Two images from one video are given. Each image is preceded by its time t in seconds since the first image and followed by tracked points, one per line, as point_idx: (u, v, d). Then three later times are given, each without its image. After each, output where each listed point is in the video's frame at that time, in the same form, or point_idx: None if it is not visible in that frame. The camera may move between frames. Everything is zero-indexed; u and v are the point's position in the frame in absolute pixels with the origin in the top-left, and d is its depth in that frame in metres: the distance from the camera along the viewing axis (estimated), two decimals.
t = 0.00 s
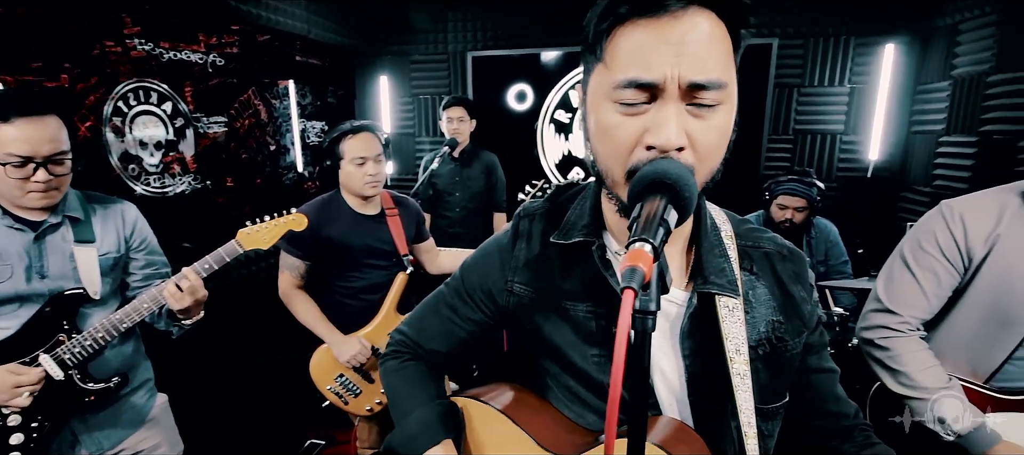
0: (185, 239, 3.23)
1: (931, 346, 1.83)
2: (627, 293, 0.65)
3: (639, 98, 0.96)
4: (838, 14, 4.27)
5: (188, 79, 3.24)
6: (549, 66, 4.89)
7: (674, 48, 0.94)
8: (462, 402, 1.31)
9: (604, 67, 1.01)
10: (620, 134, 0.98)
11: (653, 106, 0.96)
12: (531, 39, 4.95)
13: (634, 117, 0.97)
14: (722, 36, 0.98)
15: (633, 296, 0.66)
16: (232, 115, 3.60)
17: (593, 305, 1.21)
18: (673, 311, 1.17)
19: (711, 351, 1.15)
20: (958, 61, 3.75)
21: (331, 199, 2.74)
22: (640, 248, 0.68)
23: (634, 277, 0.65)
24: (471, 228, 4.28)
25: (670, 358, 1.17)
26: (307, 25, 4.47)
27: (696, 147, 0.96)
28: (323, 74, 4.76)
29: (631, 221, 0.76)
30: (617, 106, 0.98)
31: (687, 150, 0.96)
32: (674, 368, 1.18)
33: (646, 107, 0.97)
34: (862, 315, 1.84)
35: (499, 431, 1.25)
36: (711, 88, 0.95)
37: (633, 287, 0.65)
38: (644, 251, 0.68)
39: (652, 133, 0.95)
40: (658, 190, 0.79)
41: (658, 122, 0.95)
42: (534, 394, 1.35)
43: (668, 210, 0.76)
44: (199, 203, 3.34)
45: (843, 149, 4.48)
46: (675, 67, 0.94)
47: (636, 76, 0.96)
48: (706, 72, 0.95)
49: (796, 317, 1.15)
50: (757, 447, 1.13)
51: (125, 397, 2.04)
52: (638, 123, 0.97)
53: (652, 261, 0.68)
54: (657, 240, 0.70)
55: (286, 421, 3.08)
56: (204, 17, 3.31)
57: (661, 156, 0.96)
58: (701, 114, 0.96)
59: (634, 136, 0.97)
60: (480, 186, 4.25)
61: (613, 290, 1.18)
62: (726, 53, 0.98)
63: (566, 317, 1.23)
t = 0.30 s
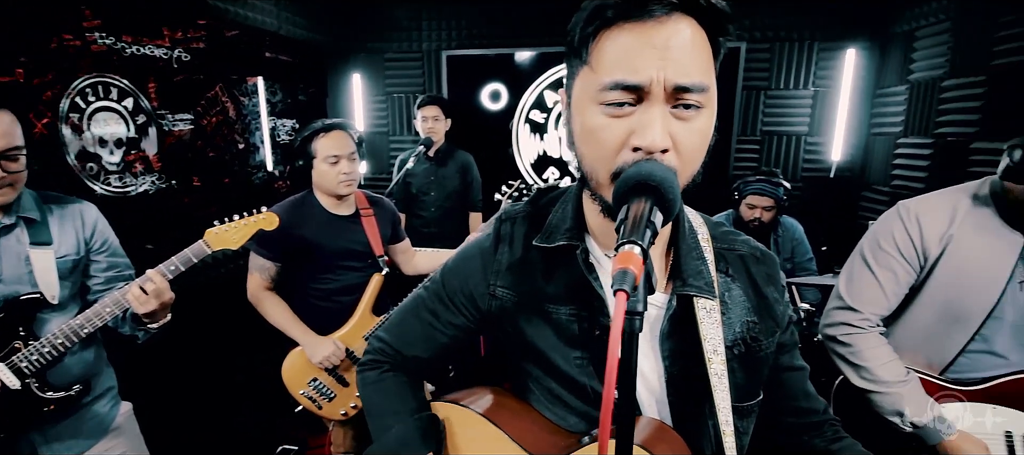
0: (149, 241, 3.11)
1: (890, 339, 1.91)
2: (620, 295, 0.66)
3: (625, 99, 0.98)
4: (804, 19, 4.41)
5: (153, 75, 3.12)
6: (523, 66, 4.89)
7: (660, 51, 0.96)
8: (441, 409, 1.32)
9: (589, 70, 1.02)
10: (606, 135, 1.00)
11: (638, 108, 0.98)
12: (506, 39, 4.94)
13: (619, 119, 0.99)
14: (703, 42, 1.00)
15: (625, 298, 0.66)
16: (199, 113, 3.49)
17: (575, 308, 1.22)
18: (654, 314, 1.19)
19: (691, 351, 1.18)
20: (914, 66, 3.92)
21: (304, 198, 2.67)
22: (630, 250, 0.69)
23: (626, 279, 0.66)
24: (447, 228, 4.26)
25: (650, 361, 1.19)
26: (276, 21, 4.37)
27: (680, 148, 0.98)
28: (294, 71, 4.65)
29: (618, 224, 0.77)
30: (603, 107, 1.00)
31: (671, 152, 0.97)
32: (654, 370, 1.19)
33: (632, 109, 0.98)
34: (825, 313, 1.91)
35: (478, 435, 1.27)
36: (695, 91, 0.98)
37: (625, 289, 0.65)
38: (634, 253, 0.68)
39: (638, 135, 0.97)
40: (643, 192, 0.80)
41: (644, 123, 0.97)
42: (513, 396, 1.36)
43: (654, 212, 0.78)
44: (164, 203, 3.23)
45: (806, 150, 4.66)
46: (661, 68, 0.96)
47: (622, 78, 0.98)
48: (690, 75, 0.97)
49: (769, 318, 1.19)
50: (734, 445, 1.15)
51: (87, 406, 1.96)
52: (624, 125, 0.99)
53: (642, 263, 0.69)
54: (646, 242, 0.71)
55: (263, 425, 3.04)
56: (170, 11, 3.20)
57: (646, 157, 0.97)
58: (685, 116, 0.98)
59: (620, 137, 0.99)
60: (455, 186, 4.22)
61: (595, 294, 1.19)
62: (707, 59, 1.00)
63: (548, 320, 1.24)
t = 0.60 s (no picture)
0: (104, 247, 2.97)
1: (844, 331, 2.00)
2: (605, 296, 0.68)
3: (603, 100, 1.00)
4: (762, 25, 4.57)
5: (107, 74, 2.99)
6: (492, 67, 4.91)
7: (636, 54, 0.99)
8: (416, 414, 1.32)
9: (567, 71, 1.05)
10: (584, 137, 1.02)
11: (615, 109, 1.00)
12: (474, 40, 4.94)
13: (597, 120, 1.01)
14: (676, 48, 1.03)
15: (610, 300, 0.68)
16: (156, 113, 3.36)
17: (553, 309, 1.23)
18: (630, 314, 1.21)
19: (665, 348, 1.21)
20: (866, 70, 4.12)
21: (273, 200, 2.61)
22: (612, 252, 0.70)
23: (610, 280, 0.68)
24: (418, 230, 4.24)
25: (626, 359, 1.22)
26: (238, 19, 4.25)
27: (655, 150, 1.01)
28: (256, 70, 4.53)
29: (598, 227, 0.79)
30: (581, 108, 1.02)
31: (647, 153, 0.99)
32: (630, 369, 1.23)
33: (609, 111, 1.01)
34: (785, 307, 1.99)
35: (453, 435, 1.27)
36: (669, 94, 1.00)
37: (610, 290, 0.67)
38: (616, 254, 0.70)
39: (616, 136, 0.99)
40: (620, 195, 0.82)
41: (620, 125, 0.99)
42: (490, 398, 1.36)
43: (632, 214, 0.80)
44: (120, 207, 3.10)
45: (767, 151, 4.81)
46: (637, 71, 0.99)
47: (600, 80, 1.00)
48: (665, 78, 1.00)
49: (737, 316, 1.23)
50: (707, 438, 1.19)
51: (41, 423, 1.89)
52: (602, 126, 1.01)
53: (624, 264, 0.71)
54: (626, 244, 0.73)
55: (230, 433, 2.96)
56: (125, 7, 3.07)
57: (624, 158, 1.00)
58: (659, 119, 1.01)
59: (597, 139, 1.01)
60: (425, 188, 4.19)
61: (571, 295, 1.21)
62: (679, 64, 1.04)
63: (524, 321, 1.25)
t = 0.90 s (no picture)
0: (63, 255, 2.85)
1: (806, 323, 2.08)
2: (586, 296, 0.70)
3: (578, 102, 1.02)
4: (730, 28, 4.69)
5: (64, 73, 2.87)
6: (465, 67, 4.90)
7: (610, 57, 1.01)
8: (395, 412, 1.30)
9: (543, 73, 1.06)
10: (560, 138, 1.03)
11: (590, 111, 1.03)
12: (448, 40, 4.91)
13: (573, 122, 1.03)
14: (648, 52, 1.06)
15: (592, 299, 0.70)
16: (118, 114, 3.24)
17: (529, 308, 1.25)
18: (609, 310, 1.23)
19: (642, 343, 1.24)
20: (828, 72, 4.27)
21: (243, 203, 2.55)
22: (592, 253, 0.72)
23: (591, 280, 0.69)
24: (393, 232, 4.19)
25: (604, 355, 1.24)
26: (204, 18, 4.14)
27: (629, 152, 1.03)
28: (223, 71, 4.42)
29: (577, 227, 0.80)
30: (556, 110, 1.04)
31: (621, 154, 1.01)
32: (607, 364, 1.24)
33: (584, 113, 1.03)
34: (750, 301, 2.06)
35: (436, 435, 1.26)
36: (642, 96, 1.03)
37: (591, 290, 0.69)
38: (596, 255, 0.72)
39: (591, 137, 1.01)
40: (597, 196, 0.84)
41: (595, 126, 1.01)
42: (467, 395, 1.36)
43: (610, 215, 0.82)
44: (81, 213, 2.98)
45: (736, 152, 4.94)
46: (611, 74, 1.01)
47: (575, 82, 1.02)
48: (637, 80, 1.02)
49: (710, 311, 1.27)
50: (683, 431, 1.20)
51: None
52: (577, 128, 1.03)
53: (604, 264, 0.73)
54: (605, 244, 0.75)
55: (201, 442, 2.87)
56: (84, 5, 2.96)
57: (599, 159, 1.01)
58: (633, 121, 1.03)
59: (573, 140, 1.02)
60: (400, 189, 4.15)
61: (549, 293, 1.23)
62: (652, 67, 1.06)
63: (502, 321, 1.26)
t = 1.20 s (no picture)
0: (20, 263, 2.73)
1: (772, 315, 2.16)
2: (566, 295, 0.71)
3: (555, 105, 1.04)
4: (698, 30, 4.80)
5: (19, 73, 2.74)
6: (438, 68, 4.89)
7: (585, 59, 1.03)
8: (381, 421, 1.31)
9: (519, 75, 1.08)
10: (538, 141, 1.05)
11: (566, 114, 1.04)
12: (420, 40, 4.88)
13: (550, 125, 1.05)
14: (623, 52, 1.08)
15: (571, 298, 0.71)
16: (78, 117, 3.11)
17: (513, 309, 1.26)
18: (590, 309, 1.26)
19: (623, 340, 1.27)
20: (793, 73, 4.41)
21: (212, 207, 2.48)
22: (571, 252, 0.74)
23: (570, 279, 0.71)
24: (368, 234, 4.15)
25: (587, 354, 1.26)
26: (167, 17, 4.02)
27: (605, 153, 1.05)
28: (189, 71, 4.30)
29: (555, 227, 0.82)
30: (534, 113, 1.05)
31: (598, 156, 1.03)
32: (590, 363, 1.27)
33: (561, 115, 1.04)
34: (718, 296, 2.14)
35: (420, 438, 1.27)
36: (618, 98, 1.05)
37: (570, 289, 0.71)
38: (574, 255, 0.74)
39: (568, 140, 1.03)
40: (575, 196, 0.86)
41: (571, 129, 1.03)
42: (454, 399, 1.38)
43: (587, 214, 0.83)
44: (39, 219, 2.85)
45: (706, 151, 5.06)
46: (586, 77, 1.03)
47: (551, 85, 1.03)
48: (613, 82, 1.04)
49: (689, 307, 1.30)
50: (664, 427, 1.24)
51: None
52: (554, 131, 1.04)
53: (582, 263, 0.74)
54: (583, 244, 0.77)
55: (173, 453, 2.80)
56: (39, 3, 2.83)
57: (576, 161, 1.03)
58: (609, 122, 1.05)
59: (551, 143, 1.04)
60: (375, 191, 4.11)
61: (531, 294, 1.24)
62: (627, 68, 1.09)
63: (485, 321, 1.27)
